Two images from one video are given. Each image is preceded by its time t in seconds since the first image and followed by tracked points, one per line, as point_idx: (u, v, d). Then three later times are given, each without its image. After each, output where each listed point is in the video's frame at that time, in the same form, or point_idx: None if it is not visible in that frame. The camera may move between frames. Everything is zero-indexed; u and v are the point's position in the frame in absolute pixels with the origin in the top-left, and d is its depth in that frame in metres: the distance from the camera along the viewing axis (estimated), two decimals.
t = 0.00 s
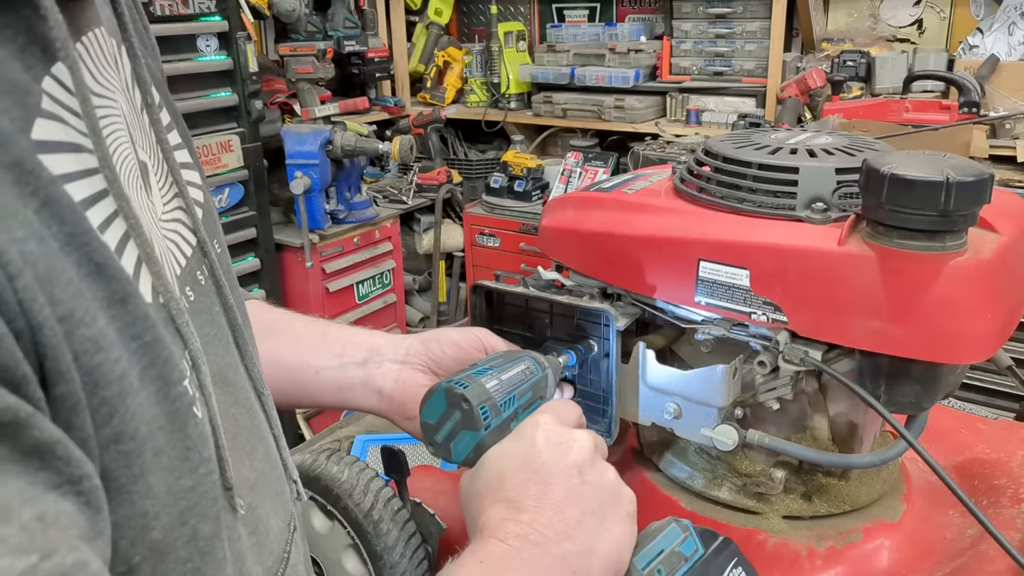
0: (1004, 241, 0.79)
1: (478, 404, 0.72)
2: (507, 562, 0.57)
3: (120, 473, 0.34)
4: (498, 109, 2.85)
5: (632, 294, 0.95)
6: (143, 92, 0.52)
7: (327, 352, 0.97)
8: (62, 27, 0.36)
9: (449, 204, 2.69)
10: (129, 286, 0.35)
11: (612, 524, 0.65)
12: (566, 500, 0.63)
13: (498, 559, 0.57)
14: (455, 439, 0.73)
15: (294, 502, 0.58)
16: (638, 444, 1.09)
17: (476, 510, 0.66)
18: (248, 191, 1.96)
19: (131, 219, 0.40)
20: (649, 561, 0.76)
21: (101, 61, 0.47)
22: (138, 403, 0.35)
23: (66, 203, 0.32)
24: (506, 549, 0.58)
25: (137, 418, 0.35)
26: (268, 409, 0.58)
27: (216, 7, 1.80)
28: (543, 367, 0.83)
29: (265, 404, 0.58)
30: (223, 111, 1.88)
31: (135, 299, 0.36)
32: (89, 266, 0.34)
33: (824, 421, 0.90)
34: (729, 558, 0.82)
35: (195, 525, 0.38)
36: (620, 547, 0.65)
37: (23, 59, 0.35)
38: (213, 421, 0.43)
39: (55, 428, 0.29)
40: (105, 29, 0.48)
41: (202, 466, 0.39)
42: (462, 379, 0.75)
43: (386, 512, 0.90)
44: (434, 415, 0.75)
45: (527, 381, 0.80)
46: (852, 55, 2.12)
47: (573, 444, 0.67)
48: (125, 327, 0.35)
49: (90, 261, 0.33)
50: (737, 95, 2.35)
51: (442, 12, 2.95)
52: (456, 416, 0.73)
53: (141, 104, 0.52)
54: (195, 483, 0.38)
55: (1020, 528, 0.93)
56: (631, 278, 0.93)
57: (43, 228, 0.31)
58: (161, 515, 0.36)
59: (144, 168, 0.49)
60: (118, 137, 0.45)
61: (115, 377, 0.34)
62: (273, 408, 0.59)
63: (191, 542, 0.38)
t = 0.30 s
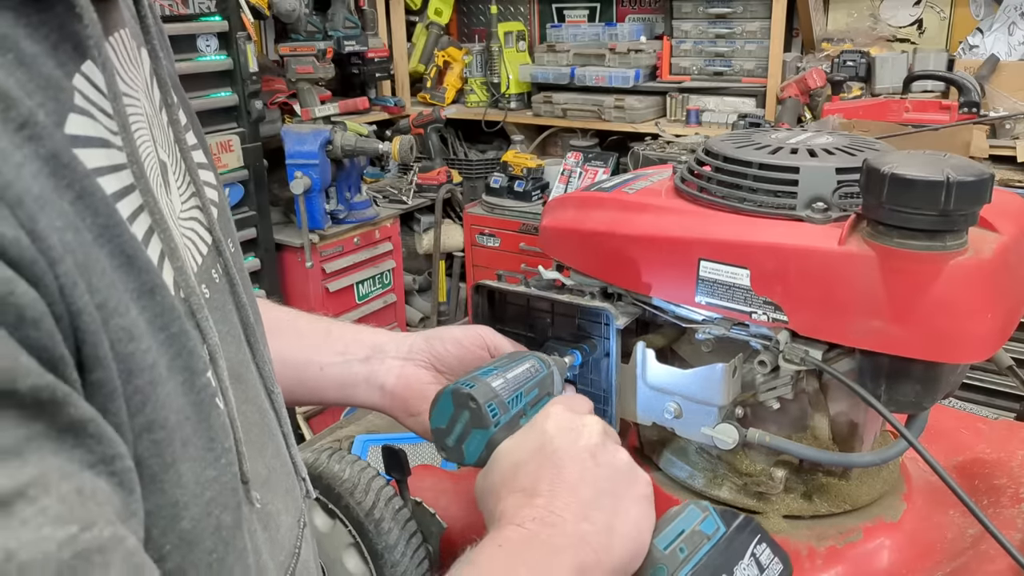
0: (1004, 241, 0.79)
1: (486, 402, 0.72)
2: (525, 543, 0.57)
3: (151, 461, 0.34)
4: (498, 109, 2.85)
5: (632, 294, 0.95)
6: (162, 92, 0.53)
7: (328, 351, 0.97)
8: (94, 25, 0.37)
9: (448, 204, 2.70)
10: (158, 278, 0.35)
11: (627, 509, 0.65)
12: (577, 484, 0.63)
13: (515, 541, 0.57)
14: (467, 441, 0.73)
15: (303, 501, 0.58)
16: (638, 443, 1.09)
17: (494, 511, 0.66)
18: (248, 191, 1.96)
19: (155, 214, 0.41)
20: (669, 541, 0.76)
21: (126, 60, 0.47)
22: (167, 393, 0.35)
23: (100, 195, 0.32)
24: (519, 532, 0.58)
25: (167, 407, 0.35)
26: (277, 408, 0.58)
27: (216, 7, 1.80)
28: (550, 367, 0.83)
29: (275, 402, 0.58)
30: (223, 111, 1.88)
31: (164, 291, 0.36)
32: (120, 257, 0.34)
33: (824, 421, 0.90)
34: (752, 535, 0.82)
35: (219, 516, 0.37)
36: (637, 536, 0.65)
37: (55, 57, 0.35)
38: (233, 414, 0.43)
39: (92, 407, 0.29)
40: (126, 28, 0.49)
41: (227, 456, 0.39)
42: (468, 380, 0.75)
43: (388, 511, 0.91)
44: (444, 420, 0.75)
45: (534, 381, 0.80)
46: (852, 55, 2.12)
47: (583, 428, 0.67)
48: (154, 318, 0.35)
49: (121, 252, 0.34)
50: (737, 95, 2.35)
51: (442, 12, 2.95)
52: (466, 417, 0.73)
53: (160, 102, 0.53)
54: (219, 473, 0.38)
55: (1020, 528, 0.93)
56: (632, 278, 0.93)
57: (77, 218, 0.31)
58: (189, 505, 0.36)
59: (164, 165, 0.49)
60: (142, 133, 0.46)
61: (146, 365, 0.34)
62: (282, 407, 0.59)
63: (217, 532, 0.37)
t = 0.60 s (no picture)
0: (1004, 241, 0.79)
1: (475, 400, 0.72)
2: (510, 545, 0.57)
3: (140, 468, 0.34)
4: (498, 109, 2.85)
5: (632, 294, 0.95)
6: (168, 93, 0.53)
7: (331, 350, 0.97)
8: (96, 28, 0.36)
9: (449, 204, 2.69)
10: (152, 284, 0.35)
11: (616, 506, 0.65)
12: (564, 484, 0.62)
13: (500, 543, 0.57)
14: (455, 438, 0.73)
15: (301, 505, 0.58)
16: (638, 444, 1.09)
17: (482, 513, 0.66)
18: (248, 191, 1.96)
19: (156, 217, 0.40)
20: (658, 540, 0.76)
21: (128, 61, 0.47)
22: (160, 399, 0.35)
23: (95, 200, 0.32)
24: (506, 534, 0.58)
25: (159, 413, 0.35)
26: (278, 411, 0.58)
27: (215, 7, 1.80)
28: (544, 372, 0.83)
29: (276, 405, 0.58)
30: (223, 111, 1.88)
31: (158, 297, 0.36)
32: (114, 263, 0.34)
33: (824, 421, 0.90)
34: (744, 535, 0.82)
35: (209, 523, 0.38)
36: (626, 534, 0.65)
37: (57, 59, 0.35)
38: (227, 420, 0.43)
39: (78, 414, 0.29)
40: (130, 29, 0.49)
41: (217, 464, 0.38)
42: (461, 375, 0.75)
43: (387, 511, 0.91)
44: (433, 418, 0.75)
45: (529, 382, 0.80)
46: (852, 55, 2.12)
47: (571, 427, 0.67)
48: (146, 324, 0.35)
49: (116, 258, 0.34)
50: (737, 95, 2.35)
51: (442, 12, 2.95)
52: (454, 415, 0.73)
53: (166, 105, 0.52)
54: (211, 480, 0.38)
55: (1020, 528, 0.93)
56: (631, 278, 0.93)
57: (71, 224, 0.31)
58: (179, 513, 0.36)
59: (166, 168, 0.49)
60: (143, 136, 0.46)
61: (137, 372, 0.34)
62: (283, 410, 0.59)
63: (206, 539, 0.37)
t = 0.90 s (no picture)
0: (1005, 241, 0.79)
1: (447, 408, 0.71)
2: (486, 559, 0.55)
3: (117, 466, 0.35)
4: (498, 109, 2.84)
5: (632, 294, 0.95)
6: (152, 90, 0.53)
7: (331, 347, 0.95)
8: (75, 20, 0.38)
9: (449, 204, 2.69)
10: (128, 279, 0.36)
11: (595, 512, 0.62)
12: (537, 488, 0.59)
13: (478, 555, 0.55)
14: (427, 446, 0.71)
15: (295, 500, 0.59)
16: (638, 445, 1.09)
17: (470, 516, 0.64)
18: (248, 191, 1.96)
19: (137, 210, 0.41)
20: (637, 545, 0.76)
21: (111, 57, 0.47)
22: (137, 394, 0.36)
23: (70, 195, 0.34)
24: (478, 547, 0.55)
25: (134, 409, 0.36)
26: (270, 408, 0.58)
27: (216, 7, 1.80)
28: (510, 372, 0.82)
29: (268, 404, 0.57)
30: (223, 111, 1.88)
31: (135, 293, 0.37)
32: (89, 257, 0.35)
33: (824, 421, 0.90)
34: (725, 540, 0.81)
35: (191, 518, 0.39)
36: (606, 540, 0.61)
37: (36, 54, 0.37)
38: (213, 413, 0.43)
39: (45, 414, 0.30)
40: (114, 26, 0.49)
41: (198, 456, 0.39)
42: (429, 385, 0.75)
43: (387, 512, 0.91)
44: (406, 424, 0.74)
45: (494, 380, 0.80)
46: (852, 55, 2.12)
47: (549, 431, 0.63)
48: (123, 320, 0.36)
49: (91, 254, 0.35)
50: (737, 95, 2.35)
51: (442, 12, 2.95)
52: (427, 421, 0.71)
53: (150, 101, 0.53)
54: (191, 476, 0.39)
55: (1020, 528, 0.93)
56: (630, 278, 0.93)
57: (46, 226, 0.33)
58: (160, 508, 0.37)
59: (153, 164, 0.49)
60: (127, 131, 0.46)
61: (111, 368, 0.35)
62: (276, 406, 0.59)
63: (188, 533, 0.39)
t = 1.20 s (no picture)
0: (1004, 241, 0.78)
1: (392, 233, 0.45)
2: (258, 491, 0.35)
3: (52, 405, 0.37)
4: (498, 109, 2.85)
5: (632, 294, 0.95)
6: (114, 86, 0.57)
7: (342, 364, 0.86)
8: None
9: (449, 204, 2.69)
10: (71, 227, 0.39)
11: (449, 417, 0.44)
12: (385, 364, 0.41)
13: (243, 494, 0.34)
14: (323, 249, 0.44)
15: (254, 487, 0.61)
16: (638, 445, 1.09)
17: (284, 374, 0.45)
18: (248, 191, 1.96)
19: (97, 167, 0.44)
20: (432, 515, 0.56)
21: (75, 39, 0.51)
22: (80, 341, 0.38)
23: (16, 142, 0.37)
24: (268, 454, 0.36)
25: (72, 354, 0.38)
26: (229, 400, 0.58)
27: (216, 7, 1.80)
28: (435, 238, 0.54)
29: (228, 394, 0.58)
30: (223, 111, 1.88)
31: (78, 242, 0.39)
32: (38, 205, 0.38)
33: (824, 421, 0.90)
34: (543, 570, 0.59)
35: (132, 470, 0.40)
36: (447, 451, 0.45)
37: (6, 22, 0.41)
38: (169, 372, 0.46)
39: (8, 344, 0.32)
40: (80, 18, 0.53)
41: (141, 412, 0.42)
42: (389, 189, 0.47)
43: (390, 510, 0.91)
44: (319, 207, 0.45)
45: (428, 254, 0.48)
46: (852, 55, 2.12)
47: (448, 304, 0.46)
48: (69, 266, 0.39)
49: (38, 201, 0.38)
50: (737, 95, 2.35)
51: (442, 12, 2.95)
52: (355, 224, 0.44)
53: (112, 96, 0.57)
54: (134, 427, 0.41)
55: (1020, 528, 0.92)
56: (628, 278, 0.94)
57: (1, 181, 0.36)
58: (98, 456, 0.38)
59: (113, 147, 0.52)
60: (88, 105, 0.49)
61: (50, 310, 0.37)
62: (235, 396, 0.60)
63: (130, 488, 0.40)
